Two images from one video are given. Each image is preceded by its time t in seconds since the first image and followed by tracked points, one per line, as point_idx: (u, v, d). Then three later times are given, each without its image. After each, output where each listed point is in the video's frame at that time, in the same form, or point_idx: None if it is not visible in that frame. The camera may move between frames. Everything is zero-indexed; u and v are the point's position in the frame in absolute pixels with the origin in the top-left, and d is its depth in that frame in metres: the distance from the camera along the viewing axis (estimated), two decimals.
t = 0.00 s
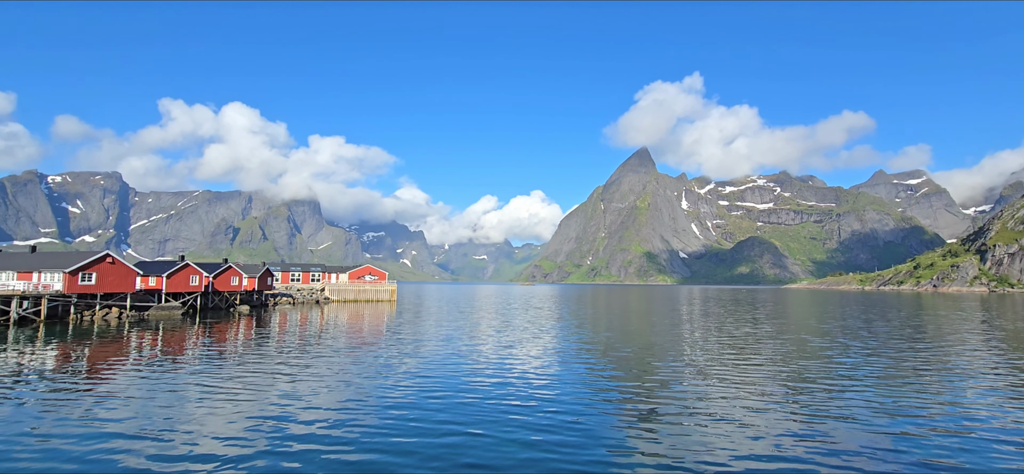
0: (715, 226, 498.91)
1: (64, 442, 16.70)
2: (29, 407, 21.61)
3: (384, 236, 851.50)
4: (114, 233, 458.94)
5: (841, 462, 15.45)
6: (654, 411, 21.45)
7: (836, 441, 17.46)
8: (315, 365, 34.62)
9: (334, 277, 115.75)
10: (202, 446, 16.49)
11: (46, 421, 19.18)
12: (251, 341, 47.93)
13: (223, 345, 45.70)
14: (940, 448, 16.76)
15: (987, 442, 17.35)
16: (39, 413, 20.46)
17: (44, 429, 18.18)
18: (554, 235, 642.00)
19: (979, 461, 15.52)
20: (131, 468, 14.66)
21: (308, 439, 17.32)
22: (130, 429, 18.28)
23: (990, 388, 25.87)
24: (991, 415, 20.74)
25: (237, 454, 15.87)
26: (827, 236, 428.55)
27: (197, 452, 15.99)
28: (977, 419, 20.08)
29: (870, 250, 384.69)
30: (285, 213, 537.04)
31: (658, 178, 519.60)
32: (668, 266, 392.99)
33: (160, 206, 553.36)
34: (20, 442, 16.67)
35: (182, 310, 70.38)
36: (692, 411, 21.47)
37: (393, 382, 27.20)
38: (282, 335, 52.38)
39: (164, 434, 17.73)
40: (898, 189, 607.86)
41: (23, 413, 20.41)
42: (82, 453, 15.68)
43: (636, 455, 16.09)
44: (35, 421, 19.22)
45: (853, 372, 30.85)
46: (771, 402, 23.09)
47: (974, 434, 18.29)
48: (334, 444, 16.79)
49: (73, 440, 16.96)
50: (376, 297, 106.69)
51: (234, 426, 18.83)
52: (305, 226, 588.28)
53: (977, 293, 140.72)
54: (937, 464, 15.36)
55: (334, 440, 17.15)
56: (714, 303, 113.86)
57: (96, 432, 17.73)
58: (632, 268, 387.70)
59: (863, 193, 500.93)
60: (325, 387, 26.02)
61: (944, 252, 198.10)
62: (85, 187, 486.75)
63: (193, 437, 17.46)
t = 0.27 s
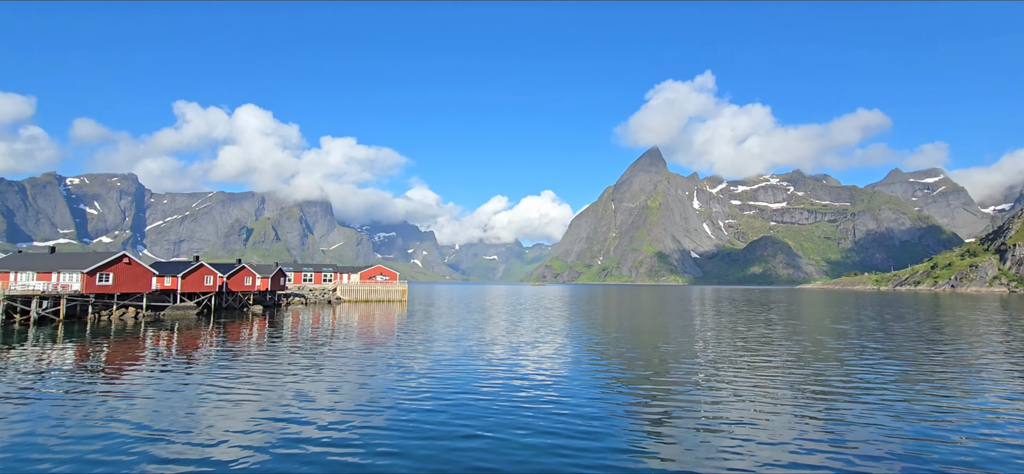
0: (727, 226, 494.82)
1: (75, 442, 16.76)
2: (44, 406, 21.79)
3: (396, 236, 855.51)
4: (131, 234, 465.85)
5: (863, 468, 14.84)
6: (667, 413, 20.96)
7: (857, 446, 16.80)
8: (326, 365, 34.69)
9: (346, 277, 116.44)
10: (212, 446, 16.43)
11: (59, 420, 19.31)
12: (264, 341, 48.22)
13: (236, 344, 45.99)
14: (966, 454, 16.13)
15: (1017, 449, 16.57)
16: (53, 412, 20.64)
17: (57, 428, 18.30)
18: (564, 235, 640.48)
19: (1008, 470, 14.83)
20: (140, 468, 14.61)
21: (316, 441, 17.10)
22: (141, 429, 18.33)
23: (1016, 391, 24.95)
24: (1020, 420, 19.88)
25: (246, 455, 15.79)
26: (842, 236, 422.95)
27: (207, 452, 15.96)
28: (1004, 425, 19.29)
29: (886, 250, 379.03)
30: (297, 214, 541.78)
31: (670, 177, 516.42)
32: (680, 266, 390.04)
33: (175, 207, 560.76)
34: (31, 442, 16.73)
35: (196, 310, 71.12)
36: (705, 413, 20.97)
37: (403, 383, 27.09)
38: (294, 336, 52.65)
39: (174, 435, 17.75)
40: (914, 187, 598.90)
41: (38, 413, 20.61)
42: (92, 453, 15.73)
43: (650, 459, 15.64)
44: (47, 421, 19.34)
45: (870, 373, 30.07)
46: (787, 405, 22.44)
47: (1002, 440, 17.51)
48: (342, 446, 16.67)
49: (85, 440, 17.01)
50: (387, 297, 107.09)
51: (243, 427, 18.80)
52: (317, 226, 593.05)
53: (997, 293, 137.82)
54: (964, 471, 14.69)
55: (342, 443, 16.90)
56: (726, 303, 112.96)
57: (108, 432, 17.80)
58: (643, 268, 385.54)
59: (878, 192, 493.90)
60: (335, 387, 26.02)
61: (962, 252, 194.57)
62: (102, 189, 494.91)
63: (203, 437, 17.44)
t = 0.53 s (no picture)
0: (740, 226, 489.97)
1: (91, 441, 16.99)
2: (63, 404, 22.23)
3: (407, 236, 859.57)
4: (148, 234, 473.45)
5: None
6: (680, 416, 20.67)
7: (875, 452, 16.42)
8: (337, 365, 34.84)
9: (358, 276, 117.25)
10: (225, 446, 16.55)
11: (77, 419, 19.67)
12: (278, 340, 48.69)
13: (249, 344, 46.50)
14: (985, 459, 15.78)
15: None
16: (70, 411, 20.99)
17: (76, 426, 18.66)
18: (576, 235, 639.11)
19: None
20: (155, 468, 14.72)
21: (325, 442, 17.10)
22: (157, 428, 18.56)
23: None
24: None
25: (257, 455, 15.93)
26: (858, 235, 416.97)
27: (219, 451, 16.13)
28: None
29: (903, 249, 372.99)
30: (310, 214, 546.76)
31: (682, 177, 513.04)
32: (693, 266, 387.09)
33: (190, 208, 568.48)
34: (51, 440, 17.04)
35: (211, 310, 72.10)
36: (719, 416, 20.66)
37: (414, 383, 27.20)
38: (307, 335, 52.98)
39: (188, 435, 17.88)
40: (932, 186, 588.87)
41: (57, 411, 20.97)
42: (109, 452, 16.03)
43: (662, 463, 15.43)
44: (67, 418, 19.67)
45: (887, 376, 29.48)
46: (802, 409, 22.06)
47: None
48: (352, 445, 16.77)
49: (101, 438, 17.28)
50: (399, 296, 107.56)
51: (258, 427, 18.96)
52: (330, 226, 597.92)
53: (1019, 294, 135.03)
54: None
55: (352, 444, 16.90)
56: (740, 303, 112.57)
57: (125, 430, 18.15)
58: (655, 268, 383.32)
59: (895, 191, 486.25)
60: (347, 387, 26.21)
61: (982, 252, 190.88)
62: (120, 190, 503.84)
63: (216, 437, 17.60)
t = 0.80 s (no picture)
0: (754, 225, 484.48)
1: (108, 438, 17.19)
2: (83, 401, 22.57)
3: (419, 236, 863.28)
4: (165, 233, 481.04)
5: None
6: (693, 419, 20.38)
7: (895, 457, 16.03)
8: (351, 364, 35.06)
9: (371, 276, 117.94)
10: (239, 445, 16.62)
11: (96, 415, 19.95)
12: (292, 339, 49.16)
13: (265, 342, 47.03)
14: (1008, 464, 15.43)
15: None
16: (89, 407, 21.28)
17: (95, 422, 18.92)
18: (587, 235, 637.15)
19: None
20: (173, 464, 14.92)
21: (338, 441, 17.17)
22: (173, 424, 18.73)
23: None
24: None
25: (272, 453, 15.97)
26: (875, 234, 410.16)
27: (233, 450, 16.19)
28: None
29: (922, 249, 365.98)
30: (323, 214, 551.46)
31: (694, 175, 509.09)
32: (706, 266, 383.39)
33: (206, 208, 576.17)
34: (69, 436, 17.26)
35: (227, 308, 73.04)
36: (733, 418, 20.37)
37: (427, 382, 27.22)
38: (321, 334, 53.38)
39: (203, 431, 18.08)
40: (951, 184, 577.52)
41: (76, 407, 21.29)
42: (127, 448, 16.20)
43: (677, 466, 15.23)
44: (85, 415, 19.95)
45: (906, 378, 28.83)
46: (818, 411, 21.63)
47: None
48: (367, 445, 16.83)
49: (118, 435, 17.48)
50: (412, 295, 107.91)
51: (272, 424, 19.04)
52: (343, 226, 602.51)
53: None
54: None
55: (365, 443, 16.95)
56: (754, 303, 111.27)
57: (142, 427, 18.35)
58: (668, 267, 380.56)
59: (913, 190, 477.67)
60: (360, 385, 26.28)
61: (1003, 251, 186.48)
62: (138, 191, 512.40)
63: (231, 433, 17.75)
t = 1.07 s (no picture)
0: (769, 223, 478.96)
1: (123, 435, 17.43)
2: (101, 397, 22.99)
3: (432, 235, 867.89)
4: (182, 232, 488.95)
5: None
6: (703, 418, 20.51)
7: (907, 457, 16.10)
8: (365, 361, 35.72)
9: (384, 274, 119.00)
10: (251, 444, 16.73)
11: (113, 412, 20.28)
12: (307, 336, 49.90)
13: (280, 339, 47.77)
14: None
15: None
16: (107, 404, 21.68)
17: (111, 420, 19.23)
18: (600, 234, 635.01)
19: None
20: (194, 459, 15.40)
21: (353, 437, 17.62)
22: (188, 422, 18.99)
23: None
24: None
25: (282, 452, 16.04)
26: (894, 233, 403.13)
27: (245, 448, 16.30)
28: None
29: (942, 248, 359.15)
30: (337, 213, 556.82)
31: (708, 174, 504.96)
32: (720, 265, 379.73)
33: (223, 208, 584.51)
34: (87, 433, 17.58)
35: (243, 307, 74.03)
36: (746, 419, 20.48)
37: (439, 381, 27.31)
38: (335, 332, 53.87)
39: (221, 426, 18.65)
40: (973, 182, 566.02)
41: (95, 404, 21.68)
42: (141, 446, 16.41)
43: (688, 465, 15.38)
44: (104, 412, 20.30)
45: (924, 379, 28.58)
46: (832, 413, 21.61)
47: None
48: (381, 442, 17.20)
49: (134, 432, 17.77)
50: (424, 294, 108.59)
51: (284, 423, 19.18)
52: (356, 225, 607.50)
53: None
54: None
55: (379, 439, 17.40)
56: (769, 303, 110.18)
57: (157, 424, 18.62)
58: (681, 267, 377.61)
59: (933, 188, 468.57)
60: (372, 384, 26.44)
61: None
62: (157, 190, 521.53)
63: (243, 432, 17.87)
